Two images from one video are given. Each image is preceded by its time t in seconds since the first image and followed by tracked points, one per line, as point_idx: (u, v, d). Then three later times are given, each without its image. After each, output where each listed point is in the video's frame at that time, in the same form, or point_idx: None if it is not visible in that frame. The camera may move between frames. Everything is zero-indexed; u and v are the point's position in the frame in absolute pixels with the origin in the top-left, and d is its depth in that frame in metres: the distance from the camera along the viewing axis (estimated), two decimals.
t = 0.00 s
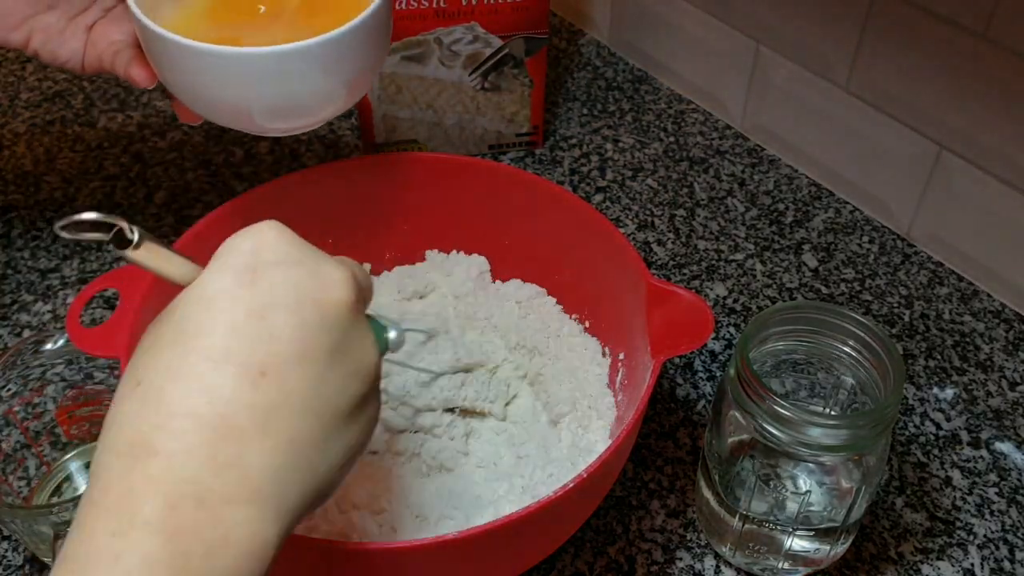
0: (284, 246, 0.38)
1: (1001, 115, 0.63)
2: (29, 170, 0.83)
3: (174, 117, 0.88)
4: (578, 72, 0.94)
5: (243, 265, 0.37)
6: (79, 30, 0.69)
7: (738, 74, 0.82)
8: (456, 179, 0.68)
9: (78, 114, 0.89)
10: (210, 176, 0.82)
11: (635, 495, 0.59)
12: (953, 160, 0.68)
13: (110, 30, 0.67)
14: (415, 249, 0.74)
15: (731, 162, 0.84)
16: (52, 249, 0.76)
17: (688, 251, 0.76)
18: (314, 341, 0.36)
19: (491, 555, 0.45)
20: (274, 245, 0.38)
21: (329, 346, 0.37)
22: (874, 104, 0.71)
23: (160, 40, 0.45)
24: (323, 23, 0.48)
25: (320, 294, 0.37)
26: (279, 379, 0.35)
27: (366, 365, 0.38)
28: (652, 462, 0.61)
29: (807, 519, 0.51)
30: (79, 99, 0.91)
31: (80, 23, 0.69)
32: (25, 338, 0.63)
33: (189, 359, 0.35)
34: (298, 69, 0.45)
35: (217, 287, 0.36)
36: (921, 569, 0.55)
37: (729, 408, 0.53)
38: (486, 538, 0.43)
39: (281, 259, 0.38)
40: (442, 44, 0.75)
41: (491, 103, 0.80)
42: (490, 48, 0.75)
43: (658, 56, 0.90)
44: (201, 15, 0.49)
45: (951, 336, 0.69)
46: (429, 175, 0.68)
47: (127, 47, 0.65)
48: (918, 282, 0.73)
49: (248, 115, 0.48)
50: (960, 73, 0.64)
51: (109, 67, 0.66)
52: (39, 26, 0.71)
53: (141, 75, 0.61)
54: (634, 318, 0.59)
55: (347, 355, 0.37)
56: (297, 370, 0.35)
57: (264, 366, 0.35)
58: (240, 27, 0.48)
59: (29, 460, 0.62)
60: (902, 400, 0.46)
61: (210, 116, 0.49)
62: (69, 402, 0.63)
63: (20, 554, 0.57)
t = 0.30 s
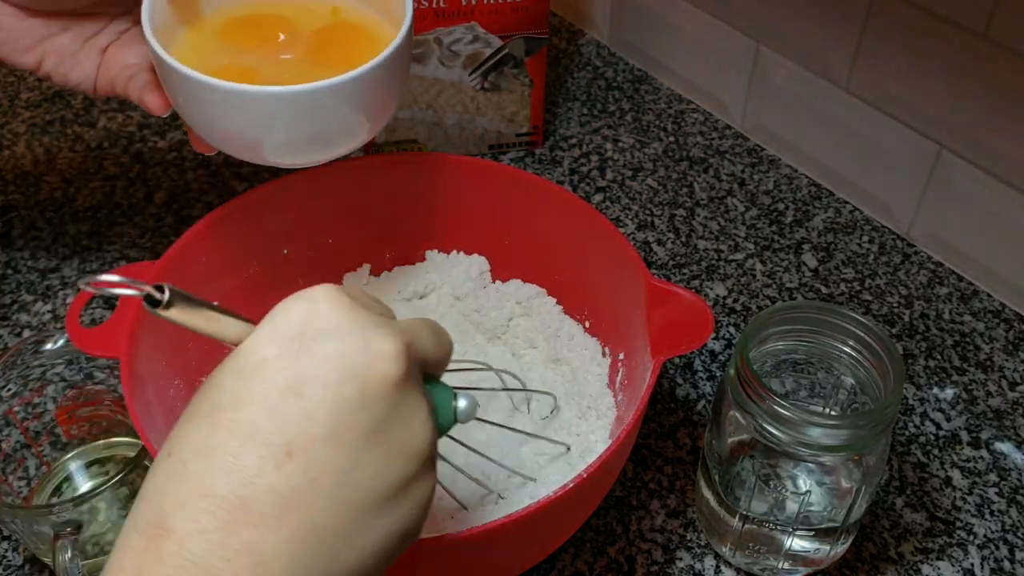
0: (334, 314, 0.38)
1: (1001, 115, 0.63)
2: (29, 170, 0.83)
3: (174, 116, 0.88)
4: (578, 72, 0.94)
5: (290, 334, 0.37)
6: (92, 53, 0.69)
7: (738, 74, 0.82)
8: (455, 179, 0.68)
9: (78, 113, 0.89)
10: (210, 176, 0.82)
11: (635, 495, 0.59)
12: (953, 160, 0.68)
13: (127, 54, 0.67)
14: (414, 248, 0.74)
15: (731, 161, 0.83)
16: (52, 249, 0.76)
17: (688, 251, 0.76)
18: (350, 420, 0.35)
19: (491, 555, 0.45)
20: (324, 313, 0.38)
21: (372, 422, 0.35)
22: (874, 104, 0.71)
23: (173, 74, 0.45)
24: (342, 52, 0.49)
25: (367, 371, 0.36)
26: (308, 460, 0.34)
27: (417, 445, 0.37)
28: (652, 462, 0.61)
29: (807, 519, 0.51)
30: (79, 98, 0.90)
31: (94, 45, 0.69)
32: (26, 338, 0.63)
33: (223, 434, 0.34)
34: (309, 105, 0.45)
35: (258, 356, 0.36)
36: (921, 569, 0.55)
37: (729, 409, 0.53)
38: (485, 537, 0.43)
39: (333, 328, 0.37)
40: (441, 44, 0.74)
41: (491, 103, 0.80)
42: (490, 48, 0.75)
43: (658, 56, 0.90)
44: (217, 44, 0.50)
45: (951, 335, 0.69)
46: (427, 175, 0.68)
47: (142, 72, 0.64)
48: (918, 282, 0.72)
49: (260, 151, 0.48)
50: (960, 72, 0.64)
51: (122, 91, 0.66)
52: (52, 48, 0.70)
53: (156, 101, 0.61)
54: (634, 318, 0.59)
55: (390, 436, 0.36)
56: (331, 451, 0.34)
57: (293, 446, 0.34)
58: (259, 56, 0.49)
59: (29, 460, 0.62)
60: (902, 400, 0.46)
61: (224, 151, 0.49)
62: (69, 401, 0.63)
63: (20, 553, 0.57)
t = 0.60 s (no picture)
0: (135, 385, 0.33)
1: (1001, 114, 0.63)
2: (29, 170, 0.83)
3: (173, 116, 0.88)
4: (578, 72, 0.94)
5: (84, 423, 0.33)
6: (92, 59, 0.69)
7: (739, 74, 0.82)
8: (456, 179, 0.68)
9: (78, 113, 0.89)
10: (210, 176, 0.82)
11: (635, 495, 0.59)
12: (953, 160, 0.68)
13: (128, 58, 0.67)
14: (415, 248, 0.74)
15: (731, 161, 0.84)
16: (52, 249, 0.76)
17: (688, 251, 0.76)
18: (169, 521, 0.32)
19: (493, 555, 0.45)
20: (132, 387, 0.33)
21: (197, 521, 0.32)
22: (874, 104, 0.71)
23: (175, 81, 0.45)
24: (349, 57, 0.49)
25: (178, 458, 0.32)
26: None
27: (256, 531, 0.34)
28: (652, 462, 0.61)
29: (807, 519, 0.51)
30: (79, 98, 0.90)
31: (94, 51, 0.69)
32: (26, 338, 0.63)
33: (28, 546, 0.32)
34: (314, 115, 0.45)
35: (43, 457, 0.32)
36: (921, 569, 0.55)
37: (729, 409, 0.53)
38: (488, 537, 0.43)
39: (139, 416, 0.33)
40: (442, 44, 0.74)
41: (491, 103, 0.80)
42: (490, 48, 0.75)
43: (658, 56, 0.90)
44: (220, 49, 0.50)
45: (951, 335, 0.69)
46: (427, 175, 0.68)
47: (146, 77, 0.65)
48: (918, 282, 0.73)
49: (262, 159, 0.48)
50: (961, 73, 0.64)
51: (124, 95, 0.66)
52: (53, 54, 0.70)
53: (159, 108, 0.61)
54: (634, 318, 0.59)
55: (222, 530, 0.33)
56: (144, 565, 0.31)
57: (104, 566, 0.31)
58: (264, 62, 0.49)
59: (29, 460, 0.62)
60: (902, 400, 0.46)
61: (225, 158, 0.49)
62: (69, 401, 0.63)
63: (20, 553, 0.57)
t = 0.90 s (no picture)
0: None
1: (1000, 114, 0.63)
2: (29, 170, 0.83)
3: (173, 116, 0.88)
4: (578, 72, 0.94)
5: None
6: (87, 59, 0.69)
7: (738, 73, 0.82)
8: (457, 179, 0.68)
9: (78, 113, 0.89)
10: (210, 176, 0.82)
11: (636, 495, 0.59)
12: (953, 160, 0.68)
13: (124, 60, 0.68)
14: (415, 248, 0.74)
15: (731, 161, 0.84)
16: (53, 249, 0.76)
17: (688, 251, 0.76)
18: None
19: (493, 557, 0.45)
20: None
21: None
22: (873, 104, 0.71)
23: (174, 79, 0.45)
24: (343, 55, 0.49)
25: None
26: None
27: None
28: (652, 462, 0.61)
29: (806, 519, 0.51)
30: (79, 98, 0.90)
31: (89, 51, 0.69)
32: (25, 338, 0.63)
33: None
34: (313, 112, 0.45)
35: None
36: (921, 569, 0.55)
37: (729, 409, 0.53)
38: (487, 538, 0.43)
39: None
40: (441, 44, 0.74)
41: (491, 103, 0.80)
42: (490, 48, 0.75)
43: (658, 56, 0.90)
44: (217, 44, 0.50)
45: (951, 335, 0.69)
46: (428, 174, 0.68)
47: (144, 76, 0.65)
48: (918, 282, 0.72)
49: (260, 155, 0.48)
50: (960, 72, 0.64)
51: (120, 95, 0.66)
52: (47, 54, 0.70)
53: (157, 107, 0.60)
54: (634, 318, 0.59)
55: None
56: None
57: None
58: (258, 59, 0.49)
59: (29, 460, 0.62)
60: (902, 400, 0.46)
61: (225, 156, 0.49)
62: (69, 401, 0.63)
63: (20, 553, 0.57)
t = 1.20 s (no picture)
0: None
1: (1000, 113, 0.63)
2: (29, 170, 0.83)
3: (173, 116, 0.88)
4: (578, 72, 0.94)
5: None
6: (102, 76, 0.70)
7: (738, 74, 0.82)
8: (457, 179, 0.68)
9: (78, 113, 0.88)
10: (210, 176, 0.82)
11: (636, 495, 0.59)
12: (952, 160, 0.68)
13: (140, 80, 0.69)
14: (415, 248, 0.74)
15: (731, 161, 0.84)
16: (52, 249, 0.76)
17: (688, 251, 0.76)
18: None
19: (492, 557, 0.45)
20: None
21: None
22: (873, 104, 0.71)
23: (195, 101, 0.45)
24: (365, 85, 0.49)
25: None
26: None
27: None
28: (652, 462, 0.61)
29: (807, 519, 0.51)
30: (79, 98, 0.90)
31: (103, 68, 0.70)
32: (25, 337, 0.63)
33: None
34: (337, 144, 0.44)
35: None
36: (921, 569, 0.55)
37: (729, 408, 0.53)
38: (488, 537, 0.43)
39: None
40: (441, 44, 0.74)
41: (491, 103, 0.80)
42: (490, 48, 0.75)
43: (658, 56, 0.90)
44: (238, 73, 0.50)
45: (951, 335, 0.69)
46: (428, 174, 0.68)
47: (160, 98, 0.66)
48: (918, 282, 0.73)
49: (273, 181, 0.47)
50: (960, 73, 0.64)
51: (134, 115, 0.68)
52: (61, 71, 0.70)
53: (178, 132, 0.61)
54: (634, 318, 0.59)
55: None
56: None
57: None
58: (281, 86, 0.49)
59: (29, 460, 0.61)
60: (902, 400, 0.46)
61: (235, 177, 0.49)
62: (69, 401, 0.63)
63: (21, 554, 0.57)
